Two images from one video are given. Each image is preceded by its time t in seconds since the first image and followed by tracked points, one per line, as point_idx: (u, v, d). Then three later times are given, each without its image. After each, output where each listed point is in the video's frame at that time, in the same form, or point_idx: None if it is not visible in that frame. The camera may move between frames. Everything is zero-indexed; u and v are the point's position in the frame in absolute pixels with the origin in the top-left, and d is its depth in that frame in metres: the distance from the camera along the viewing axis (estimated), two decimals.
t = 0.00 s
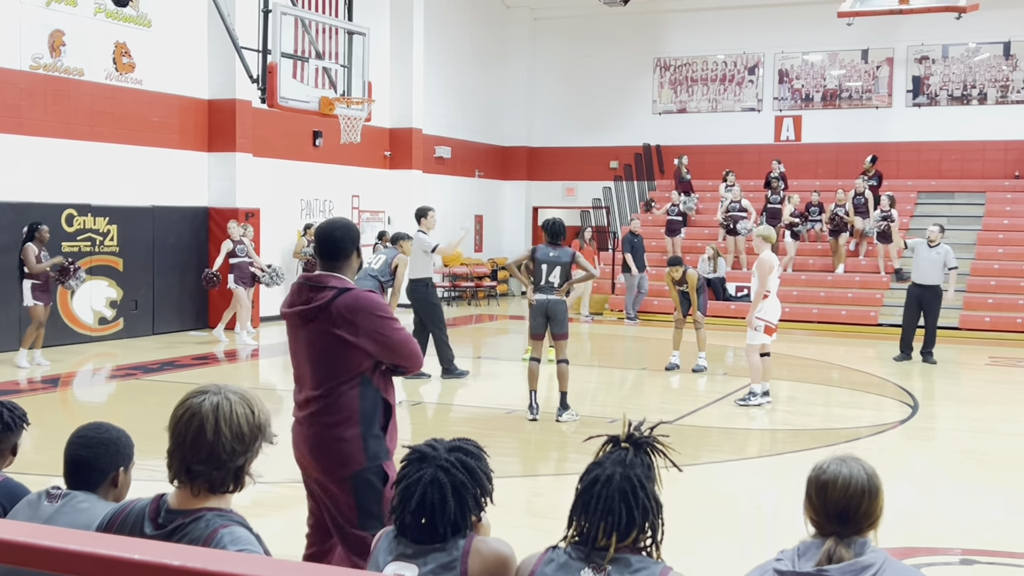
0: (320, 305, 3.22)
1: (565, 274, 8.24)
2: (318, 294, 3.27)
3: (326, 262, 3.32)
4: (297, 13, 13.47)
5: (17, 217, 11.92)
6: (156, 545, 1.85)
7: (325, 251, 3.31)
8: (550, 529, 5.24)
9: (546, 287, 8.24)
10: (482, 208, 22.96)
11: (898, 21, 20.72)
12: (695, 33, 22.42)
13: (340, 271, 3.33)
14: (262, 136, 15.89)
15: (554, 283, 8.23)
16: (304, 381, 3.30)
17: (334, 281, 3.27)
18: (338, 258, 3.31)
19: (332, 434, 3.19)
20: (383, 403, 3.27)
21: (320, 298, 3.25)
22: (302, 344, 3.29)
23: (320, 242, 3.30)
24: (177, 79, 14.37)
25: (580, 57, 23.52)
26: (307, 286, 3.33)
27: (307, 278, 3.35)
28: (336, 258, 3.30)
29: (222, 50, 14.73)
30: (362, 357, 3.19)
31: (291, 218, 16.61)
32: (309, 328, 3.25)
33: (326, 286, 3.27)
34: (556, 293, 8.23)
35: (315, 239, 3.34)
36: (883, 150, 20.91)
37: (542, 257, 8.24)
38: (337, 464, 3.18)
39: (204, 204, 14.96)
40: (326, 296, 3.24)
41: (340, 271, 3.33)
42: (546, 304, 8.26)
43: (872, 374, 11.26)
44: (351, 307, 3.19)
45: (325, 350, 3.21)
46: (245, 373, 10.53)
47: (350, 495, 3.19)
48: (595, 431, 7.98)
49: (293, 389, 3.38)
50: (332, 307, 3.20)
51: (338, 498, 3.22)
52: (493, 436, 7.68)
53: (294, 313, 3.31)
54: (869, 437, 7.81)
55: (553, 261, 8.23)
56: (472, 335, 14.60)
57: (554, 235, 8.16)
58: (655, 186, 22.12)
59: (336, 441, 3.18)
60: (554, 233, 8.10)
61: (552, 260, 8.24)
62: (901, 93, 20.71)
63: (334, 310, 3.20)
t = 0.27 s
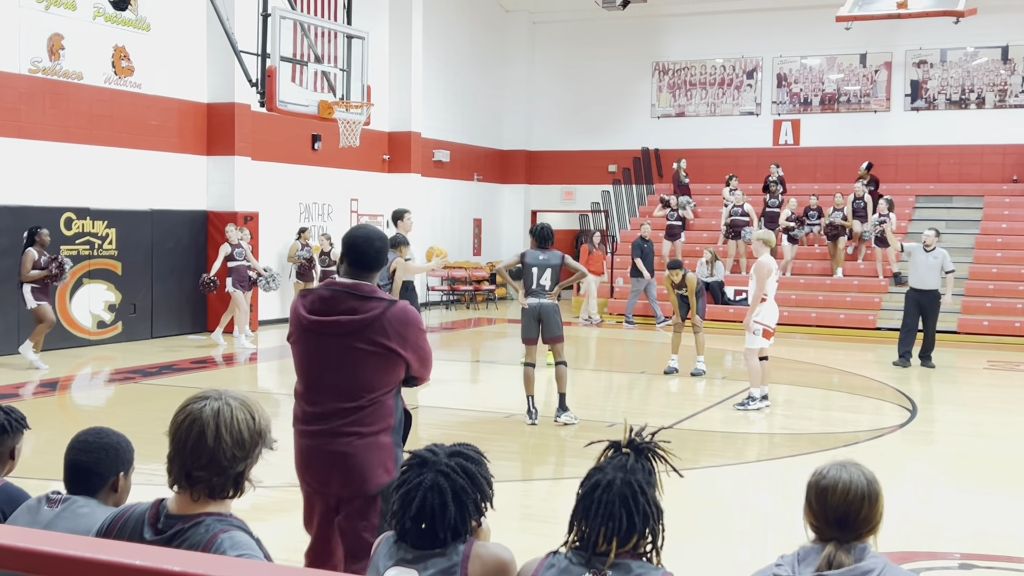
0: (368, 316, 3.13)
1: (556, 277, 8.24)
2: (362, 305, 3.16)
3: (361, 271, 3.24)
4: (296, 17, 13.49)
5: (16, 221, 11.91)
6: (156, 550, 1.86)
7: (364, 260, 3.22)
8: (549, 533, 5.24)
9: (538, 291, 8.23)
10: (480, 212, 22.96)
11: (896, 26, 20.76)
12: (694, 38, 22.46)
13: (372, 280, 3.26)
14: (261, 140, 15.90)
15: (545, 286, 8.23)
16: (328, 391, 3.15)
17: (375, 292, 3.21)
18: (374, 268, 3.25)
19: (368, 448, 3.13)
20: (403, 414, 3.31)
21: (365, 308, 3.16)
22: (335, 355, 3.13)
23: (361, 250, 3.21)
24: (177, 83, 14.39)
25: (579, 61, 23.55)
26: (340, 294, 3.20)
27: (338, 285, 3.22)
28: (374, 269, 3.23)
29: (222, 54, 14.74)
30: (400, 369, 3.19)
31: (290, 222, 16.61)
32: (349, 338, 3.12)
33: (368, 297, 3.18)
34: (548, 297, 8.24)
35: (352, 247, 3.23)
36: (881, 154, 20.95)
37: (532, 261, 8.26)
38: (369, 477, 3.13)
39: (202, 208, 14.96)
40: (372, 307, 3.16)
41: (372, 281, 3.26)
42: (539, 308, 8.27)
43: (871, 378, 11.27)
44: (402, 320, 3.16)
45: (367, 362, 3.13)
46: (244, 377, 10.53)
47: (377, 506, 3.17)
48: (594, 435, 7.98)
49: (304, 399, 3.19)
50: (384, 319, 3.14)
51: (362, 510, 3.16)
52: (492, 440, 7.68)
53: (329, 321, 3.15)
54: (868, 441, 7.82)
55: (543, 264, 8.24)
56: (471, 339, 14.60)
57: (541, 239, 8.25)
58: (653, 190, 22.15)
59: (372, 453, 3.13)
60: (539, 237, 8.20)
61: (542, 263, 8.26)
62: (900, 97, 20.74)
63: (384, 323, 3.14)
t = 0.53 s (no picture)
0: (380, 323, 3.13)
1: (550, 277, 8.23)
2: (374, 310, 3.16)
3: (370, 277, 3.25)
4: (294, 18, 13.48)
5: (14, 222, 11.90)
6: (149, 552, 1.86)
7: (374, 265, 3.23)
8: (545, 535, 5.23)
9: (533, 291, 8.23)
10: (478, 213, 22.95)
11: (894, 28, 20.78)
12: (692, 39, 22.48)
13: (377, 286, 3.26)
14: (259, 142, 15.89)
15: (540, 287, 8.23)
16: (331, 395, 3.11)
17: (385, 299, 3.21)
18: (380, 274, 3.26)
19: (369, 454, 3.12)
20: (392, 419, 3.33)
21: (376, 314, 3.15)
22: (343, 358, 3.09)
23: (372, 255, 3.23)
24: (175, 85, 14.40)
25: (577, 63, 23.56)
26: (350, 298, 3.17)
27: (347, 289, 3.19)
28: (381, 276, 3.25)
29: (219, 55, 14.74)
30: (401, 377, 3.22)
31: (288, 223, 16.60)
32: (360, 342, 3.10)
33: (379, 303, 3.18)
34: (543, 297, 8.24)
35: (363, 251, 3.23)
36: (879, 156, 20.96)
37: (524, 263, 8.20)
38: (369, 483, 3.13)
39: (200, 209, 14.95)
40: (384, 313, 3.16)
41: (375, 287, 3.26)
42: (535, 309, 8.26)
43: (868, 380, 11.27)
44: (411, 328, 3.19)
45: (375, 368, 3.12)
46: (242, 379, 10.52)
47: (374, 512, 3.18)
48: (591, 437, 7.98)
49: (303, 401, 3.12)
50: (394, 326, 3.15)
51: (358, 516, 3.15)
52: (489, 442, 7.67)
53: (339, 323, 3.11)
54: (866, 443, 7.82)
55: (537, 264, 8.20)
56: (469, 341, 14.59)
57: (532, 241, 8.22)
58: (651, 192, 22.16)
59: (373, 460, 3.13)
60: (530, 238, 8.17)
61: (536, 263, 8.21)
62: (897, 99, 20.76)
63: (396, 330, 3.15)
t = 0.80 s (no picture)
0: (353, 326, 3.11)
1: (546, 277, 8.21)
2: (348, 313, 3.14)
3: (346, 279, 3.23)
4: (292, 19, 13.46)
5: (11, 223, 11.88)
6: (143, 553, 1.85)
7: (348, 267, 3.21)
8: (541, 535, 5.24)
9: (529, 292, 8.22)
10: (476, 214, 22.95)
11: (892, 28, 20.79)
12: (690, 40, 22.48)
13: (353, 288, 3.24)
14: (257, 142, 15.89)
15: (536, 288, 8.21)
16: (308, 398, 3.11)
17: (360, 301, 3.19)
18: (357, 277, 3.24)
19: (349, 457, 3.12)
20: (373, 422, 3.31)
21: (351, 317, 3.13)
22: (316, 361, 3.10)
23: (346, 257, 3.20)
24: (174, 86, 14.40)
25: (575, 63, 23.55)
26: (324, 301, 3.16)
27: (322, 291, 3.18)
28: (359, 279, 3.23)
29: (217, 56, 14.73)
30: (379, 380, 3.19)
31: (286, 224, 16.60)
32: (333, 345, 3.10)
33: (354, 306, 3.16)
34: (539, 299, 8.23)
35: (337, 253, 3.21)
36: (877, 156, 20.98)
37: (520, 264, 8.20)
38: (347, 485, 3.11)
39: (198, 210, 14.95)
40: (358, 316, 3.14)
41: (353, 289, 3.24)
42: (531, 311, 8.28)
43: (866, 379, 11.28)
44: (386, 331, 3.16)
45: (349, 371, 3.11)
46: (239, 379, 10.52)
47: (355, 515, 3.17)
48: (589, 437, 7.98)
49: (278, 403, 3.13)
50: (368, 328, 3.12)
51: (337, 519, 3.14)
52: (487, 442, 7.67)
53: (312, 326, 3.11)
54: (863, 443, 7.82)
55: (532, 265, 8.20)
56: (467, 341, 14.60)
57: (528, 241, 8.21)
58: (649, 192, 22.17)
59: (350, 462, 3.12)
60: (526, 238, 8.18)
61: (531, 264, 8.21)
62: (895, 99, 20.78)
63: (370, 333, 3.12)
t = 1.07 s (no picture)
0: (308, 327, 3.09)
1: (543, 277, 8.16)
2: (301, 314, 3.11)
3: (299, 279, 3.20)
4: (288, 18, 13.44)
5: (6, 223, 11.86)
6: (137, 553, 1.84)
7: (295, 266, 3.18)
8: (537, 535, 5.24)
9: (526, 292, 8.21)
10: (473, 214, 22.96)
11: (888, 28, 20.82)
12: (686, 40, 22.49)
13: (303, 287, 3.21)
14: (254, 142, 15.88)
15: (533, 288, 8.18)
16: (269, 402, 3.11)
17: (313, 300, 3.16)
18: (303, 274, 3.20)
19: (315, 457, 3.13)
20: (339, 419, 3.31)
21: (305, 318, 3.11)
22: (275, 365, 3.09)
23: (295, 257, 3.17)
24: (170, 86, 14.40)
25: (571, 63, 23.57)
26: (277, 303, 3.14)
27: (272, 294, 3.16)
28: (304, 275, 3.19)
29: (213, 56, 14.72)
30: (341, 377, 3.19)
31: (282, 224, 16.60)
32: (290, 348, 3.09)
33: (307, 306, 3.13)
34: (537, 298, 8.21)
35: (282, 253, 3.17)
36: (873, 156, 21.00)
37: (518, 263, 8.19)
38: (318, 485, 3.12)
39: (194, 210, 14.93)
40: (312, 316, 3.12)
41: (302, 288, 3.21)
42: (527, 310, 8.27)
43: (863, 380, 11.29)
44: (343, 327, 3.14)
45: (309, 371, 3.10)
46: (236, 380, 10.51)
47: (326, 514, 3.17)
48: (585, 437, 7.98)
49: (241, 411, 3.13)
50: (321, 328, 3.10)
51: (309, 520, 3.15)
52: (483, 443, 7.66)
53: (266, 331, 3.10)
54: (860, 442, 7.83)
55: (529, 265, 8.18)
56: (463, 341, 14.58)
57: (527, 240, 8.20)
58: (646, 192, 22.18)
59: (319, 461, 3.13)
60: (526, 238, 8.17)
61: (529, 264, 8.20)
62: (892, 99, 20.80)
63: (327, 332, 3.11)
